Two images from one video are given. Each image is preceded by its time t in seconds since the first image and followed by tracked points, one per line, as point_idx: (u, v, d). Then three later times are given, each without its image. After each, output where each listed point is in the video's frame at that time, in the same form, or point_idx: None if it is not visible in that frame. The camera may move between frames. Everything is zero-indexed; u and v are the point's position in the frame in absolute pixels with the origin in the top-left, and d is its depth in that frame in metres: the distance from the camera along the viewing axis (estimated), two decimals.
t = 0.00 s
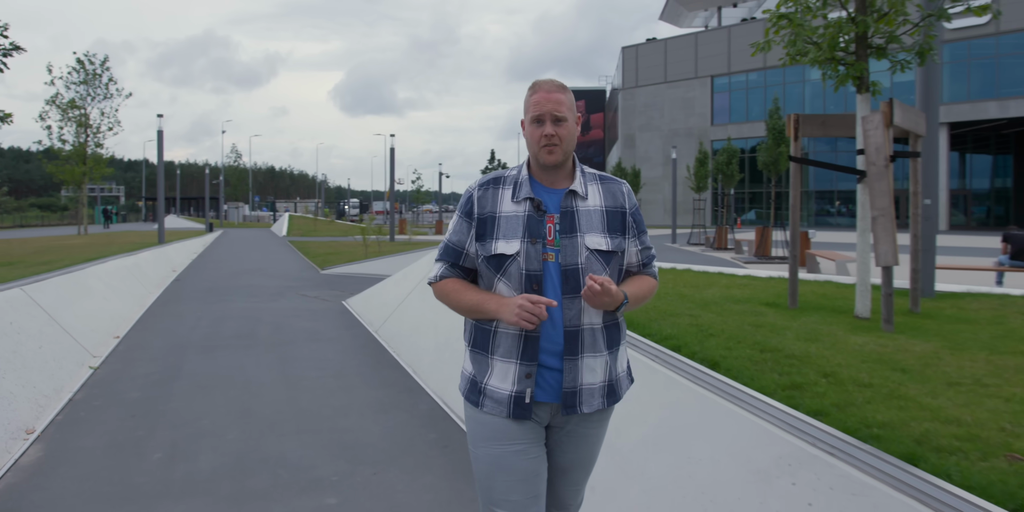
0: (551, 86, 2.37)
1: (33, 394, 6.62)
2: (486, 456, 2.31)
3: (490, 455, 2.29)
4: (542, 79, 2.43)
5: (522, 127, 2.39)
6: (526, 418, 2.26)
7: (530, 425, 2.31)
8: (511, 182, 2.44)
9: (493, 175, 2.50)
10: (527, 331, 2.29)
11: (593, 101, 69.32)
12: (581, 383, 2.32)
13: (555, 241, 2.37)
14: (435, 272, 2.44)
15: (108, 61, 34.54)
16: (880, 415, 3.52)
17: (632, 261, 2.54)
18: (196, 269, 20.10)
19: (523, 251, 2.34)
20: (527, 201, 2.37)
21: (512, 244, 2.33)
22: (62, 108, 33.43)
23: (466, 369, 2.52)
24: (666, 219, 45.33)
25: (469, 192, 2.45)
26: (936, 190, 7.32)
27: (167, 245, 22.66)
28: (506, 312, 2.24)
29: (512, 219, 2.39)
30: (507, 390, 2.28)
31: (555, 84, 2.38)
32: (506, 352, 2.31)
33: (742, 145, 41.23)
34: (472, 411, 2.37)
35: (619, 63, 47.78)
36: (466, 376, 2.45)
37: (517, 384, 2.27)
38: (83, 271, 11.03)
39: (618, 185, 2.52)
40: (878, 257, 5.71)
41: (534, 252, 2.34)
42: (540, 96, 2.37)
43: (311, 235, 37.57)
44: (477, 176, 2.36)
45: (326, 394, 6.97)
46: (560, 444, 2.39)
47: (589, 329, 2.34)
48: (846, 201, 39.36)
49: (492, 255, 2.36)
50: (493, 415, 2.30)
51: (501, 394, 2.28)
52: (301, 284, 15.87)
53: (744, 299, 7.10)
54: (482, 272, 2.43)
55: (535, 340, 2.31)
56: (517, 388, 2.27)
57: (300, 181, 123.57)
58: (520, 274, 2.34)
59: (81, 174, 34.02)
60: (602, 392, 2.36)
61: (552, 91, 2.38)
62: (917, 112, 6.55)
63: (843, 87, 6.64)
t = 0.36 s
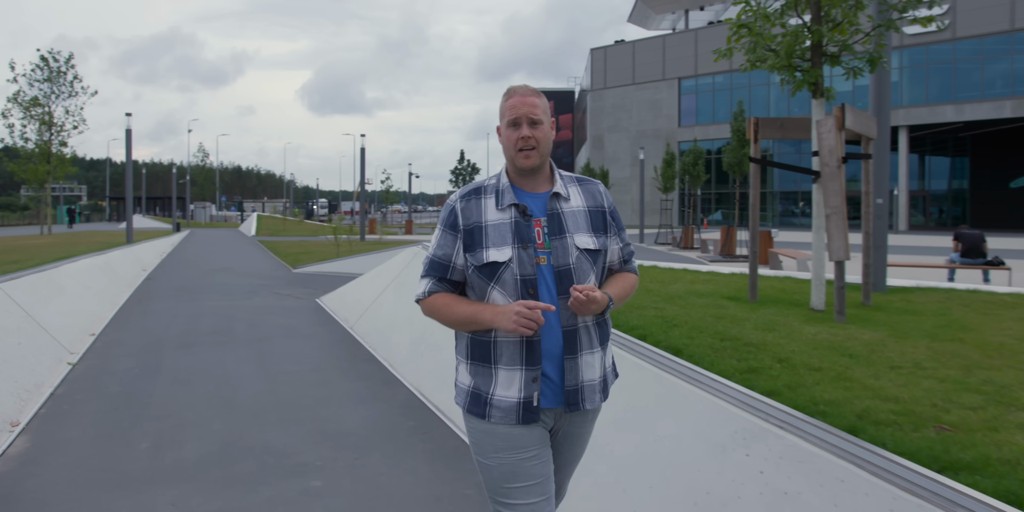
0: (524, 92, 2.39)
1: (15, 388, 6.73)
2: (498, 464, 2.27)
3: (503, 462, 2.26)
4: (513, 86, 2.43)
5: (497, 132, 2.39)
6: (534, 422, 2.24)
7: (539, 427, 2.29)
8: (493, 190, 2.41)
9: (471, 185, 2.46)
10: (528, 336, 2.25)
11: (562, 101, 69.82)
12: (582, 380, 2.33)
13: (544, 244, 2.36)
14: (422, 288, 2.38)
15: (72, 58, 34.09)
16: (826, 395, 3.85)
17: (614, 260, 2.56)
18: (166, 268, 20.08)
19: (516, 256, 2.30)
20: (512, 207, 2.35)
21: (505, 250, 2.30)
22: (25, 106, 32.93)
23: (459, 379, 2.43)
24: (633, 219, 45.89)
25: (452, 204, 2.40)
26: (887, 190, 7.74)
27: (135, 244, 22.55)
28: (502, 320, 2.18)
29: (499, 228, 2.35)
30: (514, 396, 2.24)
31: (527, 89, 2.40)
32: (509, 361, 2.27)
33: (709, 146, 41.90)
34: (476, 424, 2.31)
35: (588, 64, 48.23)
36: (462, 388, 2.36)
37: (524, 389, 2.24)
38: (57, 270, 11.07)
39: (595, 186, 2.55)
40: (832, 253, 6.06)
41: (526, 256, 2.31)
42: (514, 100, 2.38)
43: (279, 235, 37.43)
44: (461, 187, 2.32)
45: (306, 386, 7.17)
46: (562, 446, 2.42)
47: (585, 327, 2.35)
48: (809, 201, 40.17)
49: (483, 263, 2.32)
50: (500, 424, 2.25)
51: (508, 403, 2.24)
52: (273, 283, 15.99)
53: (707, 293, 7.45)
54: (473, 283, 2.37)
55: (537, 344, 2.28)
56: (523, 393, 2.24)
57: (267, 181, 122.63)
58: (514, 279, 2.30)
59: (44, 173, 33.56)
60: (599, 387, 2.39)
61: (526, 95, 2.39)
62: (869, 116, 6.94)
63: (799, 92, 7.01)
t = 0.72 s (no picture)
0: (501, 79, 2.46)
1: None
2: (488, 454, 2.36)
3: (493, 452, 2.35)
4: (489, 75, 2.50)
5: (475, 120, 2.47)
6: (527, 411, 2.31)
7: (528, 418, 2.35)
8: (475, 180, 2.48)
9: (452, 175, 2.53)
10: (517, 323, 2.32)
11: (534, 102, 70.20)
12: (570, 365, 2.37)
13: (527, 231, 2.43)
14: (407, 280, 2.38)
15: (39, 56, 33.69)
16: (779, 378, 4.18)
17: (598, 241, 2.64)
18: (140, 268, 20.11)
19: (501, 246, 2.38)
20: (494, 197, 2.44)
21: (490, 240, 2.38)
22: None
23: (447, 372, 2.51)
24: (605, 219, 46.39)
25: (434, 195, 2.47)
26: (843, 190, 8.14)
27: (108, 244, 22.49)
28: (493, 293, 2.20)
29: (481, 217, 2.43)
30: (503, 386, 2.31)
31: (502, 77, 2.47)
32: (499, 349, 2.32)
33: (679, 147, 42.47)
34: (468, 415, 2.38)
35: (560, 65, 48.61)
36: (452, 381, 2.44)
37: (513, 379, 2.31)
38: (33, 269, 11.12)
39: (573, 172, 2.64)
40: (790, 249, 6.41)
41: (511, 245, 2.39)
42: (491, 87, 2.46)
43: (252, 235, 37.29)
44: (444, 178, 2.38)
45: (287, 380, 7.39)
46: (557, 436, 2.42)
47: (571, 312, 2.40)
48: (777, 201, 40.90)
49: (469, 252, 2.38)
50: (492, 415, 2.33)
51: (497, 393, 2.31)
52: (249, 282, 16.12)
53: (674, 288, 7.80)
54: (457, 272, 2.42)
55: (525, 331, 2.34)
56: (512, 383, 2.31)
57: (238, 181, 121.74)
58: (500, 266, 2.38)
59: (11, 173, 33.19)
60: (586, 373, 2.41)
61: (503, 83, 2.47)
62: (825, 120, 7.32)
63: (760, 97, 7.36)
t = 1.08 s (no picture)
0: (508, 86, 2.45)
1: None
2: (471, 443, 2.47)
3: (477, 441, 2.45)
4: (499, 78, 2.50)
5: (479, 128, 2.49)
6: (512, 406, 2.35)
7: (514, 413, 2.39)
8: (477, 180, 2.54)
9: (456, 174, 2.59)
10: (508, 321, 2.37)
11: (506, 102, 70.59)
12: (560, 364, 2.40)
13: (525, 232, 2.46)
14: (409, 271, 2.49)
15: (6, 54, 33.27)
16: (740, 365, 4.49)
17: (598, 245, 2.69)
18: (114, 267, 20.10)
19: (498, 245, 2.41)
20: (494, 197, 2.49)
21: (487, 238, 2.42)
22: None
23: (441, 364, 2.58)
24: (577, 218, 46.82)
25: (436, 191, 2.54)
26: (805, 189, 8.52)
27: (80, 244, 22.39)
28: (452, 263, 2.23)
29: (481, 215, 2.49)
30: (491, 380, 2.36)
31: (510, 82, 2.47)
32: (487, 345, 2.38)
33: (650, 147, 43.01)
34: (459, 405, 2.45)
35: (533, 65, 48.93)
36: (444, 372, 2.51)
37: (501, 374, 2.35)
38: (11, 269, 11.16)
39: (575, 177, 2.69)
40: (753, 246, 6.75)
41: (507, 244, 2.42)
42: (497, 97, 2.43)
43: (224, 235, 37.13)
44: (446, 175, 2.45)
45: (270, 375, 7.59)
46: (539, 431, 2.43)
47: (565, 312, 2.44)
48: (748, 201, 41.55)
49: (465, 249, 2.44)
50: (479, 407, 2.39)
51: (486, 386, 2.36)
52: (225, 281, 16.23)
53: (644, 285, 8.12)
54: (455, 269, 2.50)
55: (514, 329, 2.38)
56: (500, 377, 2.35)
57: (208, 180, 120.84)
58: (495, 265, 2.40)
59: None
60: (577, 372, 2.44)
61: (510, 92, 2.45)
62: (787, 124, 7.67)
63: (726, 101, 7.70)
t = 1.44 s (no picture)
0: (539, 99, 2.46)
1: None
2: (477, 446, 2.52)
3: (481, 446, 2.50)
4: (528, 91, 2.51)
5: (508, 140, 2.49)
6: (522, 413, 2.38)
7: (523, 419, 2.41)
8: (500, 188, 2.54)
9: (480, 180, 2.59)
10: (520, 332, 2.38)
11: (478, 103, 70.97)
12: (575, 376, 2.40)
13: (546, 243, 2.47)
14: (428, 277, 2.56)
15: None
16: (701, 355, 4.81)
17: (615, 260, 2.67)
18: (86, 268, 20.08)
19: (516, 255, 2.43)
20: (516, 207, 2.48)
21: (505, 248, 2.43)
22: None
23: (458, 365, 2.62)
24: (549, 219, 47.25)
25: (458, 197, 2.54)
26: (766, 191, 8.88)
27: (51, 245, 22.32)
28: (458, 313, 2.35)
29: (502, 224, 2.49)
30: (502, 388, 2.39)
31: (539, 95, 2.47)
32: (500, 352, 2.40)
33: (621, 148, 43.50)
34: (470, 410, 2.49)
35: (505, 66, 49.29)
36: (460, 374, 2.55)
37: (512, 382, 2.37)
38: None
39: (601, 189, 2.66)
40: (716, 245, 7.08)
41: (525, 255, 2.43)
42: (527, 110, 2.46)
43: (195, 236, 37.04)
44: (469, 183, 2.47)
45: (251, 371, 7.78)
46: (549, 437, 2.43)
47: (582, 325, 2.44)
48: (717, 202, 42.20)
49: (484, 258, 2.46)
50: (490, 413, 2.43)
51: (497, 392, 2.39)
52: (200, 281, 16.33)
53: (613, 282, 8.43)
54: (473, 275, 2.52)
55: (527, 338, 2.39)
56: (510, 386, 2.38)
57: (177, 180, 119.69)
58: (512, 276, 2.42)
59: None
60: (593, 382, 2.44)
61: (541, 105, 2.46)
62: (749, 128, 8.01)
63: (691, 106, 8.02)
